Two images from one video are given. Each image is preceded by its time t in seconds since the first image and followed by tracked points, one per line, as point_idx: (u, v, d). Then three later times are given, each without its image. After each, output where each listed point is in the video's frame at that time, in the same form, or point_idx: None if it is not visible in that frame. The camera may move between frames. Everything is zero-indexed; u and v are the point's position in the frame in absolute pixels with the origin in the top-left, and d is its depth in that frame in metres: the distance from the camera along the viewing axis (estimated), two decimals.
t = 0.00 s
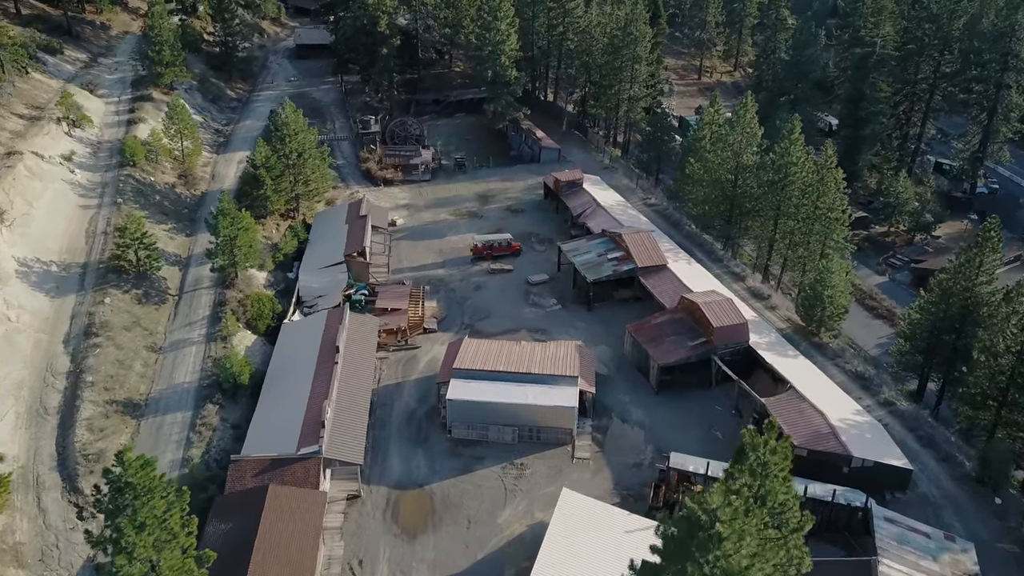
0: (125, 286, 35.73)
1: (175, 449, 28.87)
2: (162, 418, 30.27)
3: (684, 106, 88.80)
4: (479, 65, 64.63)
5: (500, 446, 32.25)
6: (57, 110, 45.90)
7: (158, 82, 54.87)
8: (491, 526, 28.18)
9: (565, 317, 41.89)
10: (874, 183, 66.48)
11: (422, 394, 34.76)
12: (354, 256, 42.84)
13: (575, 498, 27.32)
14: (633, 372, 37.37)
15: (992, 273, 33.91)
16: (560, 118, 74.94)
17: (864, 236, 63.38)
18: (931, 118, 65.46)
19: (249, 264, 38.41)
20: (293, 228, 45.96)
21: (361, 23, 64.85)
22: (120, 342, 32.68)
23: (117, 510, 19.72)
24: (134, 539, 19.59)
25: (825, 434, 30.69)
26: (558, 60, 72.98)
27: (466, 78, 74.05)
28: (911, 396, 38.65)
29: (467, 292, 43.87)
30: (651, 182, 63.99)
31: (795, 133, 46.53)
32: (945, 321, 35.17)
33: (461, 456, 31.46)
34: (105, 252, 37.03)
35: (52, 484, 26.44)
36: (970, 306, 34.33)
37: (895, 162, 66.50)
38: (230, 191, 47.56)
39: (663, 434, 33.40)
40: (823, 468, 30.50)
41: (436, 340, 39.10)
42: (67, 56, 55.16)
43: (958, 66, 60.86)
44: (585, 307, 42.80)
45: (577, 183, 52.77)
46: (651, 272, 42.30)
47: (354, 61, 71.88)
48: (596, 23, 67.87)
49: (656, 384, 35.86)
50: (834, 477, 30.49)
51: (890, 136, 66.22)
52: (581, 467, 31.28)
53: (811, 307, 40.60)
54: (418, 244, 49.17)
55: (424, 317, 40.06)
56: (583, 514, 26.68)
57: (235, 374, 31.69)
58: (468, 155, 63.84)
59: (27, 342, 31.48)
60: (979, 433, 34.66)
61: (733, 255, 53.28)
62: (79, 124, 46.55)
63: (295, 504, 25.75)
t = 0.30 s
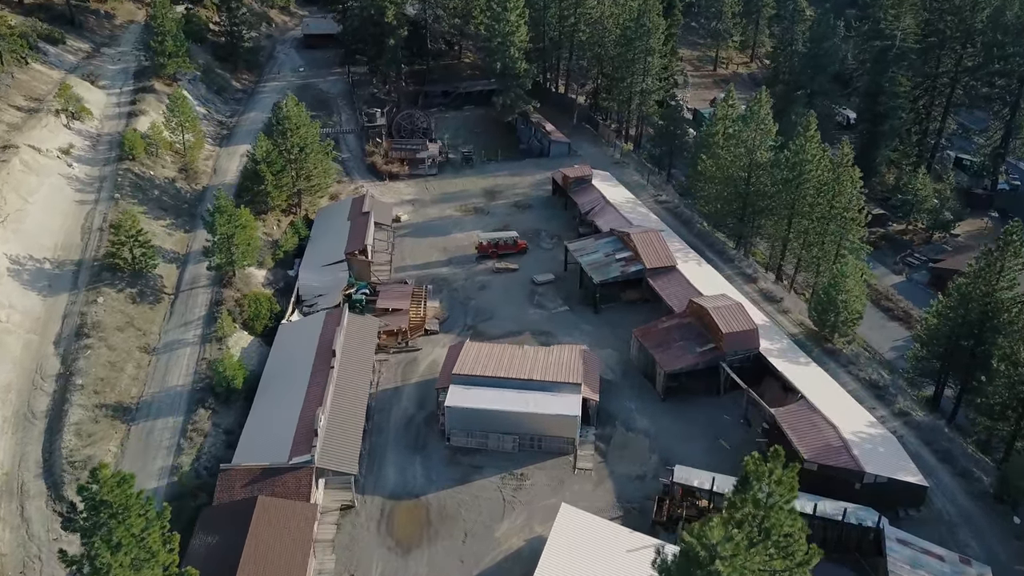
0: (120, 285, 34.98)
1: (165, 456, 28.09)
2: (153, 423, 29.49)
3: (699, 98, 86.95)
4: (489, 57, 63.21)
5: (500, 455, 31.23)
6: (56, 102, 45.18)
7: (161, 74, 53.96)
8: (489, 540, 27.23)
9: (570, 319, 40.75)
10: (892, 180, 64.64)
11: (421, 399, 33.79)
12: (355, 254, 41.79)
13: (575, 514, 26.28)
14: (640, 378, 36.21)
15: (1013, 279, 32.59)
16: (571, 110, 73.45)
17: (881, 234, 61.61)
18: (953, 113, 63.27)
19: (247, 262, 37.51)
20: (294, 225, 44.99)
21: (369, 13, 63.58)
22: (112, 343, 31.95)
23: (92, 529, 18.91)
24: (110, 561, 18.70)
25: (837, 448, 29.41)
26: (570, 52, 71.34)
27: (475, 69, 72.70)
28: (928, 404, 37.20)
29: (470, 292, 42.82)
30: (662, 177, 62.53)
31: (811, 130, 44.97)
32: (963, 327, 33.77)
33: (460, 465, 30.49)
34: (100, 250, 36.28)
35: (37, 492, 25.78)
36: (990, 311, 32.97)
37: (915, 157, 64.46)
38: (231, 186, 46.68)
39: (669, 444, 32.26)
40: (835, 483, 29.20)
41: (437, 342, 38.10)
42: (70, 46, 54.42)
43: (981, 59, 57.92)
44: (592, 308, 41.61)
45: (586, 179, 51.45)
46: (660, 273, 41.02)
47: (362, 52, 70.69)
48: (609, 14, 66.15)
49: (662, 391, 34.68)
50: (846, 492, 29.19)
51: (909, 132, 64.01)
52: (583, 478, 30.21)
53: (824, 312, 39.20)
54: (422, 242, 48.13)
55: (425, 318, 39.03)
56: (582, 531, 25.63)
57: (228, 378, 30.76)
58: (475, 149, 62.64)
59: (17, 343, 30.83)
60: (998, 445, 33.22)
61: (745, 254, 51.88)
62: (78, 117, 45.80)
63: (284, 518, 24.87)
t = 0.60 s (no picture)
0: (112, 284, 34.27)
1: (152, 464, 27.39)
2: (142, 428, 28.80)
3: (712, 91, 85.16)
4: (496, 49, 61.89)
5: (497, 465, 30.31)
6: (54, 94, 44.48)
7: (162, 65, 53.08)
8: (483, 556, 26.39)
9: (574, 322, 39.68)
10: (910, 178, 62.89)
11: (418, 406, 32.89)
12: (354, 253, 40.82)
13: (571, 532, 25.40)
14: (644, 385, 35.13)
15: None
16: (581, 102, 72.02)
17: (897, 233, 59.94)
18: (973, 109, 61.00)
19: (243, 261, 36.67)
20: (293, 222, 44.13)
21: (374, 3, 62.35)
22: (103, 346, 31.27)
23: (62, 550, 18.22)
24: None
25: (846, 464, 28.25)
26: (580, 44, 69.75)
27: (483, 61, 71.38)
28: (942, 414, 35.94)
29: (473, 293, 41.82)
30: (672, 173, 61.13)
31: (826, 127, 43.48)
32: (983, 335, 32.44)
33: (456, 475, 29.62)
34: (93, 248, 35.61)
35: (19, 502, 25.20)
36: (1009, 319, 31.59)
37: (933, 154, 62.54)
38: (231, 181, 45.86)
39: (673, 455, 31.22)
40: (843, 501, 28.02)
41: (436, 346, 37.15)
42: (70, 38, 53.71)
43: (1003, 53, 55.88)
44: (597, 311, 40.52)
45: (593, 176, 50.21)
46: (668, 276, 39.82)
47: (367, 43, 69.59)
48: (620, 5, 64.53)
49: (667, 400, 33.61)
50: (854, 510, 27.98)
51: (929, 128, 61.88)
52: (583, 491, 29.25)
53: (836, 318, 37.91)
54: (424, 239, 47.17)
55: (425, 319, 38.09)
56: (579, 550, 24.70)
57: (219, 383, 29.95)
58: (482, 143, 61.51)
59: (5, 346, 30.25)
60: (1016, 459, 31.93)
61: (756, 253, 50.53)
62: (76, 110, 45.09)
63: (270, 533, 24.11)
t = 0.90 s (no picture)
0: (104, 284, 33.57)
1: (137, 473, 26.69)
2: (129, 435, 28.11)
3: (724, 84, 83.47)
4: (503, 42, 60.64)
5: (494, 476, 29.42)
6: (50, 88, 43.78)
7: (162, 58, 52.26)
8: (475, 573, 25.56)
9: (577, 326, 38.66)
10: (925, 176, 61.34)
11: (413, 413, 32.05)
12: (353, 253, 39.80)
13: (566, 552, 24.53)
14: (647, 394, 34.10)
15: None
16: (589, 96, 70.64)
17: (912, 232, 58.38)
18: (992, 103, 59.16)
19: (238, 261, 35.84)
20: (292, 220, 43.25)
21: None
22: (92, 348, 30.61)
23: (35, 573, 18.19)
24: None
25: (855, 482, 27.17)
26: (588, 36, 68.31)
27: (490, 53, 70.13)
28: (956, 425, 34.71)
29: (473, 294, 40.88)
30: (681, 170, 59.83)
31: (840, 125, 42.09)
32: (999, 345, 31.27)
33: (450, 487, 28.79)
34: (85, 247, 34.95)
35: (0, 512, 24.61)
36: None
37: (950, 150, 60.59)
38: (229, 177, 45.06)
39: (675, 468, 30.23)
40: (851, 521, 26.96)
41: (434, 350, 36.25)
42: (70, 29, 52.98)
43: None
44: (600, 315, 39.46)
45: (599, 174, 49.03)
46: (674, 279, 38.67)
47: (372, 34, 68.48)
48: None
49: (670, 410, 32.58)
50: (863, 531, 26.92)
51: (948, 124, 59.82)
52: (581, 505, 28.33)
53: (847, 326, 36.71)
54: (425, 238, 46.23)
55: (423, 322, 37.19)
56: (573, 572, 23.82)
57: (209, 389, 29.16)
58: (487, 138, 60.43)
59: None
60: None
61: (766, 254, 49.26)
62: (73, 103, 44.38)
63: (255, 550, 23.36)
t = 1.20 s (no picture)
0: (94, 285, 32.86)
1: (122, 484, 26.03)
2: (115, 442, 27.46)
3: (735, 77, 81.79)
4: (508, 34, 59.36)
5: (489, 488, 28.57)
6: (46, 81, 43.07)
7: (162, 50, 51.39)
8: None
9: (579, 331, 37.66)
10: (941, 174, 59.73)
11: (407, 421, 31.23)
12: (351, 253, 38.80)
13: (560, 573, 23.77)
14: (649, 403, 33.12)
15: None
16: (597, 90, 69.28)
17: (925, 231, 56.88)
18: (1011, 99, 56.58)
19: (232, 262, 34.98)
20: (289, 218, 42.38)
21: None
22: (80, 352, 29.93)
23: None
24: None
25: (862, 502, 26.12)
26: (597, 29, 66.86)
27: (496, 46, 68.87)
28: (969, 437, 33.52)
29: (473, 296, 39.95)
30: (689, 167, 58.51)
31: (853, 124, 40.68)
32: (1015, 357, 30.07)
33: (444, 499, 27.98)
34: (75, 246, 34.35)
35: None
36: None
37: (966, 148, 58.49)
38: (227, 173, 44.24)
39: (676, 482, 29.30)
40: (858, 542, 25.93)
41: (432, 355, 35.38)
42: (69, 20, 52.20)
43: None
44: (603, 319, 38.45)
45: (605, 172, 47.88)
46: (679, 284, 37.58)
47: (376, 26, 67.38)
48: None
49: (672, 420, 31.60)
50: (871, 553, 25.88)
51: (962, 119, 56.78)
52: (578, 520, 27.45)
53: (857, 333, 35.55)
54: (426, 237, 45.29)
55: (420, 326, 36.32)
56: None
57: (197, 396, 28.40)
58: (491, 133, 59.35)
59: None
60: None
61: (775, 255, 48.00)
62: (69, 97, 43.62)
63: (238, 568, 22.67)
